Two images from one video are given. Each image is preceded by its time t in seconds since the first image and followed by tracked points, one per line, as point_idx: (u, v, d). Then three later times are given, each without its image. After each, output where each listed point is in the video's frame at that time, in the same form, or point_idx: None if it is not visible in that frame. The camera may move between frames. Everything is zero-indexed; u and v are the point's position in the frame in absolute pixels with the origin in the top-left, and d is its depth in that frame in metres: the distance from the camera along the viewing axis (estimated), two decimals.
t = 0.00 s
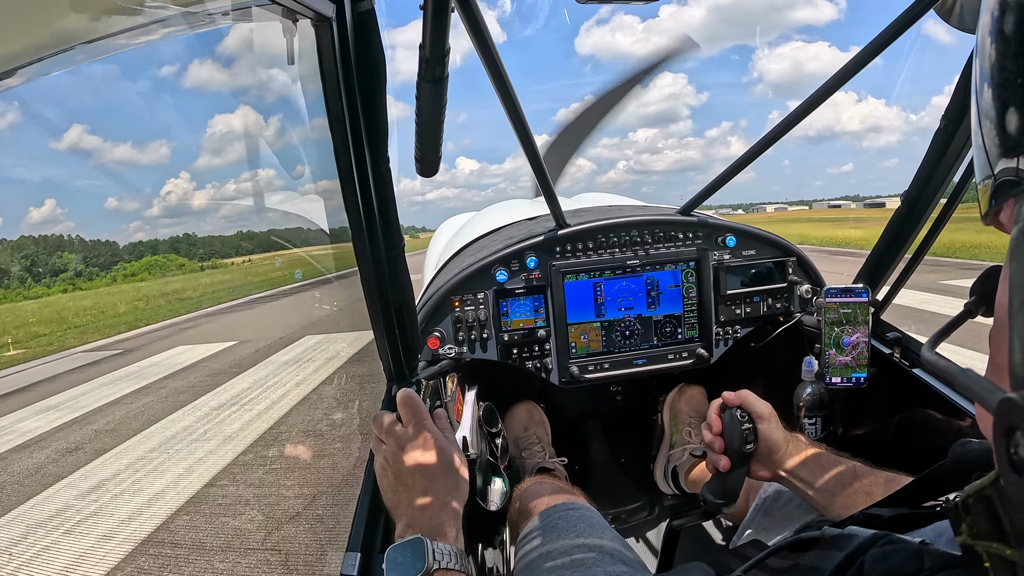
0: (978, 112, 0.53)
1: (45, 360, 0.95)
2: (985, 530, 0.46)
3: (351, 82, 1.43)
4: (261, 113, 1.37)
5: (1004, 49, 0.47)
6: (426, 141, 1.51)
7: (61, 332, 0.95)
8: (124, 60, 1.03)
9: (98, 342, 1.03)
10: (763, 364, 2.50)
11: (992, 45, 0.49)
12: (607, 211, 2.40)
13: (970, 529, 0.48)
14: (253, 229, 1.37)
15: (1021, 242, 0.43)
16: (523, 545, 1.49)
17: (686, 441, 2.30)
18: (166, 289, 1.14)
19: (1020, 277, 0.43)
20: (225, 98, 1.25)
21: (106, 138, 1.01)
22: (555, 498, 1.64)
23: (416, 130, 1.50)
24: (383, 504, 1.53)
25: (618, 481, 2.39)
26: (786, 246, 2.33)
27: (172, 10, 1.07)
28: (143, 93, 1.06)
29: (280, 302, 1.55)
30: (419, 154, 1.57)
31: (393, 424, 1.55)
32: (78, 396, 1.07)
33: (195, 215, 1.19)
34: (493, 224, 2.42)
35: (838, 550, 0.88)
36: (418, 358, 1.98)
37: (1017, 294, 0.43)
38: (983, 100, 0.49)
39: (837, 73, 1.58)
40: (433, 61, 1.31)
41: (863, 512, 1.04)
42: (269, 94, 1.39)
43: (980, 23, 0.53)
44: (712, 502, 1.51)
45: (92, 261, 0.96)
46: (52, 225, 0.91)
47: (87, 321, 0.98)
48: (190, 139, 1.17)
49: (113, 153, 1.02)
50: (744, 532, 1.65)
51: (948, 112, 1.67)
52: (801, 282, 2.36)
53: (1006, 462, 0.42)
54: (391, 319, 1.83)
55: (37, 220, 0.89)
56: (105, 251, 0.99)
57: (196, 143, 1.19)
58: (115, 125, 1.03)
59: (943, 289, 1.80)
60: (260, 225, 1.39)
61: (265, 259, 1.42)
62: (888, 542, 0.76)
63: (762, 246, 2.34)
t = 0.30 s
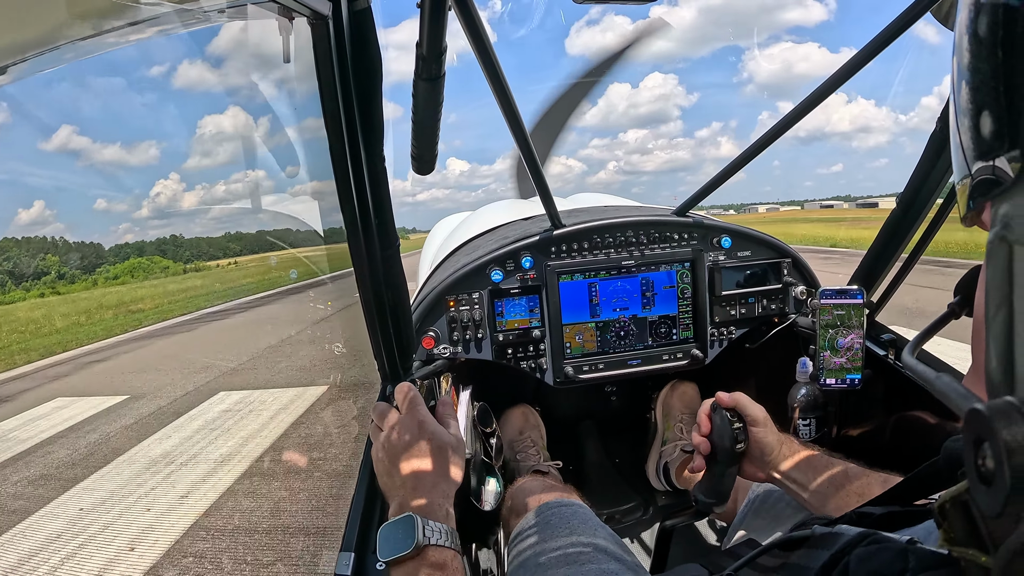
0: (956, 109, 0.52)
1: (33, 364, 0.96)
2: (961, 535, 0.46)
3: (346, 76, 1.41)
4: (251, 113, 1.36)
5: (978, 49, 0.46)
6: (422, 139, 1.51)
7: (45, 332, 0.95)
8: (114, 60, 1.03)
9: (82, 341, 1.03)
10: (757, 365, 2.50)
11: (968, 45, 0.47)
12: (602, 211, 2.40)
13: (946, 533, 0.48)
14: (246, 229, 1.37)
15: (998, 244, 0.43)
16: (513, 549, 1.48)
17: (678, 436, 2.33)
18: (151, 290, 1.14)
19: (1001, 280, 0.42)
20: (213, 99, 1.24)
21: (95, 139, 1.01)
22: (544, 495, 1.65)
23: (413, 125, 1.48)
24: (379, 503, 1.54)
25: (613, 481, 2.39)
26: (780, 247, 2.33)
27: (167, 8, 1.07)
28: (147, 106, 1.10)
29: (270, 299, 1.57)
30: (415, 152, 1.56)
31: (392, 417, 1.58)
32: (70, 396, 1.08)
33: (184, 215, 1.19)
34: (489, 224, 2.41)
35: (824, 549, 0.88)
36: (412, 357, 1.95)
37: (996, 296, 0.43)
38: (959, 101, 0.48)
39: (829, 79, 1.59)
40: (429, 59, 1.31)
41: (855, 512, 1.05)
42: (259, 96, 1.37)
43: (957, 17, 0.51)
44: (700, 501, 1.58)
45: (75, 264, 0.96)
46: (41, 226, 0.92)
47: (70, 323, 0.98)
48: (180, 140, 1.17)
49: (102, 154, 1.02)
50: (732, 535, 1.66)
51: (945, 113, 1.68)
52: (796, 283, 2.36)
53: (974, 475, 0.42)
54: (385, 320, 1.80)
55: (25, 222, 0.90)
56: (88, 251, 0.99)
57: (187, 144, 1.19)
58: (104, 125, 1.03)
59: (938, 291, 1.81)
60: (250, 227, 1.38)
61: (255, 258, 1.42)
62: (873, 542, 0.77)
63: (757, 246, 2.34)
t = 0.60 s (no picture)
0: (953, 112, 0.53)
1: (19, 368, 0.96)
2: (950, 543, 0.47)
3: (342, 82, 1.43)
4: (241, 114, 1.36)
5: (980, 53, 0.47)
6: (417, 141, 1.51)
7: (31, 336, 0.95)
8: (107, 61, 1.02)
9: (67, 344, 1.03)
10: (752, 365, 2.51)
11: (972, 46, 0.48)
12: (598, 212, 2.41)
13: (935, 539, 0.48)
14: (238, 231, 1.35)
15: (997, 249, 0.43)
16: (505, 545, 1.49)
17: (672, 434, 2.35)
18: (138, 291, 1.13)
19: (1001, 287, 0.43)
20: (206, 98, 1.25)
21: (84, 140, 1.01)
22: (536, 493, 1.65)
23: (407, 129, 1.49)
24: (376, 501, 1.55)
25: (608, 481, 2.39)
26: (775, 247, 2.34)
27: (161, 9, 1.06)
28: (144, 93, 1.11)
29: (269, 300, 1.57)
30: (410, 154, 1.57)
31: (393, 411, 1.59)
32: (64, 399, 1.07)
33: (174, 216, 1.18)
34: (485, 226, 2.41)
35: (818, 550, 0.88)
36: (407, 358, 1.94)
37: (995, 303, 0.43)
38: (960, 104, 0.49)
39: (822, 83, 1.61)
40: (425, 61, 1.31)
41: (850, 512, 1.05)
42: (247, 96, 1.37)
43: (958, 28, 0.52)
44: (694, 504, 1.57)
45: (59, 265, 0.95)
46: (29, 228, 0.92)
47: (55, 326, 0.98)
48: (171, 139, 1.17)
49: (91, 155, 1.02)
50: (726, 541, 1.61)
51: (940, 114, 1.69)
52: (791, 284, 2.37)
53: (968, 483, 0.42)
54: (381, 324, 1.80)
55: (14, 223, 0.91)
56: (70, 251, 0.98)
57: (177, 144, 1.18)
58: (93, 127, 1.03)
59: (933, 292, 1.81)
60: (241, 229, 1.36)
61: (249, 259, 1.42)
62: (865, 545, 0.77)
63: (752, 248, 2.35)
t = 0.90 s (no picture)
0: (948, 108, 0.52)
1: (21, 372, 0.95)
2: (946, 538, 0.46)
3: (344, 84, 1.45)
4: (236, 114, 1.32)
5: (972, 51, 0.46)
6: (418, 140, 1.51)
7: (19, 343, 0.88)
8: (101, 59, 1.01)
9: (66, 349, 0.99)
10: (752, 365, 2.51)
11: (963, 44, 0.48)
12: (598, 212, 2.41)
13: (930, 534, 0.49)
14: (235, 231, 1.35)
15: (986, 246, 0.44)
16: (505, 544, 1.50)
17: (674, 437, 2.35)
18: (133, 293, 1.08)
19: (991, 282, 0.43)
20: (203, 98, 1.23)
21: (79, 140, 0.99)
22: (536, 493, 1.65)
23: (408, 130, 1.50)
24: (377, 499, 1.56)
25: (608, 482, 2.39)
26: (776, 248, 2.34)
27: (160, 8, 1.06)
28: (152, 104, 1.11)
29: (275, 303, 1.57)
30: (411, 153, 1.57)
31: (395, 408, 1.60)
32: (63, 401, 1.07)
33: (170, 217, 1.16)
34: (485, 226, 2.41)
35: (816, 547, 0.89)
36: (408, 357, 1.98)
37: (983, 302, 0.44)
38: (952, 100, 0.48)
39: (825, 82, 1.60)
40: (425, 61, 1.31)
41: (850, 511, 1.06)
42: (245, 96, 1.34)
43: (955, 27, 0.51)
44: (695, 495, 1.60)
45: (46, 267, 0.90)
46: (25, 228, 0.89)
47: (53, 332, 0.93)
48: (164, 140, 1.14)
49: (86, 155, 1.00)
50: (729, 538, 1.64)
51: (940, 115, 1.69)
52: (791, 284, 2.37)
53: (959, 477, 0.42)
54: (381, 322, 1.83)
55: (8, 224, 0.87)
56: (64, 254, 0.93)
57: (171, 144, 1.15)
58: (88, 126, 1.00)
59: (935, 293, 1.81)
60: (235, 229, 1.35)
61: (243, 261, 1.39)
62: (864, 539, 0.79)
63: (752, 248, 2.35)
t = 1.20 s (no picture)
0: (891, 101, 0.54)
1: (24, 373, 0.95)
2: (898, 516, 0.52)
3: (347, 84, 1.44)
4: (234, 114, 1.32)
5: (902, 55, 0.49)
6: (420, 140, 1.51)
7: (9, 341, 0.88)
8: (96, 59, 1.00)
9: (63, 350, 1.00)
10: (754, 365, 2.50)
11: (897, 54, 0.50)
12: (600, 212, 2.41)
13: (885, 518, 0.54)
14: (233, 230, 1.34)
15: (927, 242, 0.48)
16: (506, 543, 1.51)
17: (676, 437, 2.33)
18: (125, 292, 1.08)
19: (931, 272, 0.48)
20: (199, 98, 1.22)
21: (75, 140, 0.99)
22: (538, 498, 1.63)
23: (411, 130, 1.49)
24: (379, 503, 1.55)
25: (611, 482, 2.39)
26: (778, 248, 2.34)
27: (162, 10, 1.06)
28: (152, 112, 1.11)
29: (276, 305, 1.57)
30: (413, 154, 1.56)
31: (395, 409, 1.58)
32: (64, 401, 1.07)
33: (167, 218, 1.16)
34: (487, 226, 2.41)
35: (780, 536, 1.02)
36: (411, 358, 1.93)
37: (927, 293, 0.48)
38: (890, 102, 0.51)
39: (824, 83, 1.61)
40: (427, 61, 1.31)
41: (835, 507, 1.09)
42: (242, 96, 1.33)
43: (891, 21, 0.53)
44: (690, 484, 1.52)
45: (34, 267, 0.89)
46: (23, 229, 0.90)
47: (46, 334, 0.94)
48: (162, 141, 1.14)
49: (83, 155, 1.00)
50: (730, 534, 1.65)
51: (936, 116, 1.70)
52: (794, 284, 2.37)
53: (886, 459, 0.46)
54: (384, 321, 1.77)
55: (4, 225, 0.88)
56: (50, 256, 0.92)
57: (169, 144, 1.15)
58: (85, 127, 1.00)
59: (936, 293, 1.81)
60: (231, 229, 1.34)
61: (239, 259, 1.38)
62: (827, 528, 0.83)
63: (754, 248, 2.35)
